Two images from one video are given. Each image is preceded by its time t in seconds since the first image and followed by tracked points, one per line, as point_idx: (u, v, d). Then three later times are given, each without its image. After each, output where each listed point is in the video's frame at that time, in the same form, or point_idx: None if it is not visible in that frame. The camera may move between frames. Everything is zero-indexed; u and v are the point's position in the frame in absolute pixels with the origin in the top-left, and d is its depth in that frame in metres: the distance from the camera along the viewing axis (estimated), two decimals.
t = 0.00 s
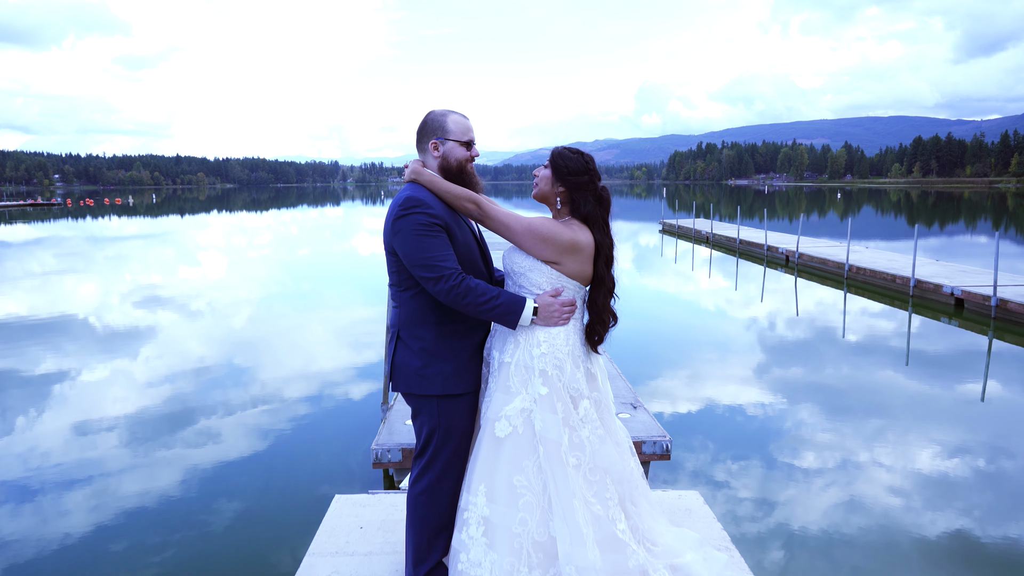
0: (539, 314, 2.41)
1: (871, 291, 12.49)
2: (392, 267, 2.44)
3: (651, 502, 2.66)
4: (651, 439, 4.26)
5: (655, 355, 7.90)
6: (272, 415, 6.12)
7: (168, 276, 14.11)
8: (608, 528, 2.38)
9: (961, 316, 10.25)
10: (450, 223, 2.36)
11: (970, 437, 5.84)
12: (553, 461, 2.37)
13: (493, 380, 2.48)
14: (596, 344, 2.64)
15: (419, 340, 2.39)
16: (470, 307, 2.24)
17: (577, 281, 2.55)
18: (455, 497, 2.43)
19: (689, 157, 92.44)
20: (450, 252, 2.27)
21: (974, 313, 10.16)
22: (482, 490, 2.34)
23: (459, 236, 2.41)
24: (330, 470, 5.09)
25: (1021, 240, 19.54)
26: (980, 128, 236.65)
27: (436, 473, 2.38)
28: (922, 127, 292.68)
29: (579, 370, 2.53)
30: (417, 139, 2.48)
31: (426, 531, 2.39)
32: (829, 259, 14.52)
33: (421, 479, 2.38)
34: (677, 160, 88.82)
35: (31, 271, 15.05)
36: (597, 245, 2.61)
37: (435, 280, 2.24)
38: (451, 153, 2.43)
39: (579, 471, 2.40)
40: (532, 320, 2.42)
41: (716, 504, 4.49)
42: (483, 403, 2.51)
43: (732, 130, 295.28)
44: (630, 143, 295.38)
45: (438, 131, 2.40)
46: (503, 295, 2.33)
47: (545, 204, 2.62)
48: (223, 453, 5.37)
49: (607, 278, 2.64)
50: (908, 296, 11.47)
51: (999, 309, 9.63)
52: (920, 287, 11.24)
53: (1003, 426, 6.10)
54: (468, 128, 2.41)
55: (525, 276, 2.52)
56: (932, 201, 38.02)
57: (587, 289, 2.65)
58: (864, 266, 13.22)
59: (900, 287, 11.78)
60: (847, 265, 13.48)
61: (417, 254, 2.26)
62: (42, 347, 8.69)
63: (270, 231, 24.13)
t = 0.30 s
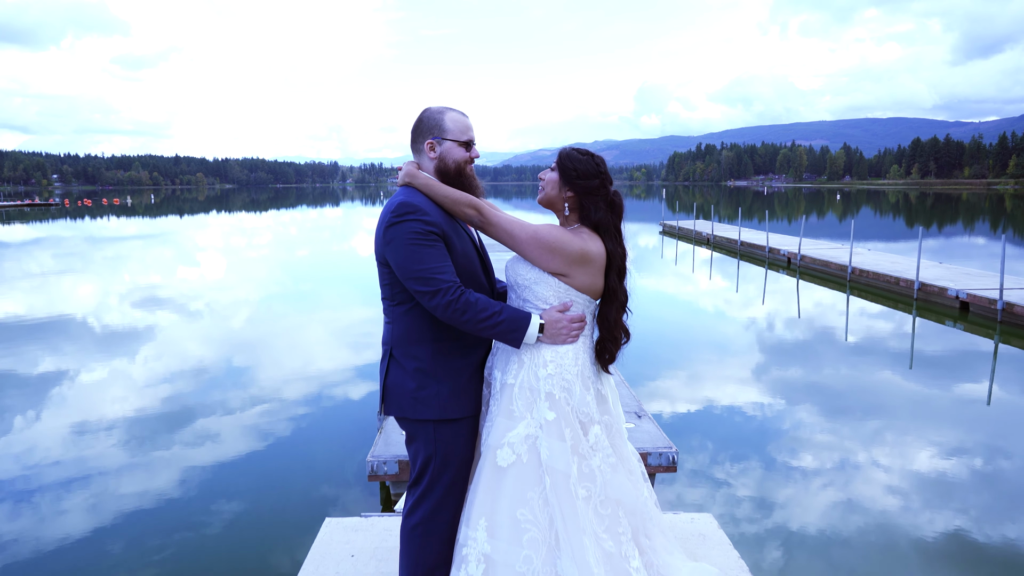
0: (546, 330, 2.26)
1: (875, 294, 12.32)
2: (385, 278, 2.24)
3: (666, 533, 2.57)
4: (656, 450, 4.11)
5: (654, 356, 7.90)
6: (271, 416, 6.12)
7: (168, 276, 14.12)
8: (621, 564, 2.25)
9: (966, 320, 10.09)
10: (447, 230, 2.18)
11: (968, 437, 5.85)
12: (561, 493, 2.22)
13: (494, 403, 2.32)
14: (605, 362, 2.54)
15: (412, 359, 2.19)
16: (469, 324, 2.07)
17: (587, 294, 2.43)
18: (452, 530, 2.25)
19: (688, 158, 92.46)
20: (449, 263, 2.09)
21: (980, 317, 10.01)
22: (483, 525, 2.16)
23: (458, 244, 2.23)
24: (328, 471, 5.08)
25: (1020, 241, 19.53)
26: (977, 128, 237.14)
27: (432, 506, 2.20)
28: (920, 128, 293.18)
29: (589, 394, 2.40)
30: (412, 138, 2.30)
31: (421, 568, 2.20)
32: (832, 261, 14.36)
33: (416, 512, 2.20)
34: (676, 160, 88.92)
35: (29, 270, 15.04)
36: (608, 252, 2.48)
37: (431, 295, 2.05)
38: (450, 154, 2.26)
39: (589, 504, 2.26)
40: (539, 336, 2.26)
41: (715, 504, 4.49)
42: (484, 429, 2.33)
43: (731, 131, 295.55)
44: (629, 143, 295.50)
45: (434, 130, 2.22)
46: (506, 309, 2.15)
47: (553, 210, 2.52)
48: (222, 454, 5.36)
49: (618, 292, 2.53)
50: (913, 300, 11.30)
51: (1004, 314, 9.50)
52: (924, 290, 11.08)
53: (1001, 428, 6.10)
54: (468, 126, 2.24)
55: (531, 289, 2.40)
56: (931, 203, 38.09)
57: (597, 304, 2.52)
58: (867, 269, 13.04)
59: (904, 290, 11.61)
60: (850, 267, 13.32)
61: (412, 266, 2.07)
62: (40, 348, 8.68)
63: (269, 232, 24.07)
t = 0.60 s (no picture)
0: (549, 352, 2.12)
1: (878, 297, 12.23)
2: (372, 293, 2.08)
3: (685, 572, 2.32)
4: (661, 462, 4.01)
5: (654, 356, 7.89)
6: (270, 416, 6.12)
7: (168, 277, 14.13)
8: None
9: (972, 322, 9.99)
10: (440, 242, 2.03)
11: (967, 438, 5.85)
12: (566, 532, 2.07)
13: (493, 431, 2.17)
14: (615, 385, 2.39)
15: (403, 385, 2.03)
16: (465, 345, 1.92)
17: (595, 311, 2.26)
18: (447, 569, 2.08)
19: (688, 159, 92.43)
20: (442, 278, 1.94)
21: (986, 320, 9.92)
22: (481, 564, 2.02)
23: (452, 257, 2.07)
24: (327, 471, 5.08)
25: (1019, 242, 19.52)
26: (978, 129, 237.11)
27: (425, 542, 2.03)
28: (920, 129, 293.16)
29: (597, 422, 2.24)
30: (403, 140, 2.16)
31: None
32: (834, 262, 14.24)
33: (408, 549, 2.03)
34: (676, 161, 88.90)
35: (29, 271, 15.06)
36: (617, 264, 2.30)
37: (423, 312, 1.90)
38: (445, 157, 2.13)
39: (597, 543, 2.11)
40: (542, 358, 2.12)
41: (715, 504, 4.48)
42: (483, 459, 2.17)
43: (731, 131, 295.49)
44: (629, 143, 295.49)
45: (428, 130, 2.08)
46: (506, 329, 2.01)
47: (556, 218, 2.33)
48: (221, 454, 5.36)
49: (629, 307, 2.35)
50: (918, 302, 11.21)
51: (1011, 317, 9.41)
52: (929, 293, 11.00)
53: (1000, 428, 6.10)
54: (464, 128, 2.10)
55: (534, 306, 2.22)
56: (931, 203, 38.12)
57: (605, 320, 2.35)
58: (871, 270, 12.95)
59: (909, 292, 11.51)
60: (853, 268, 13.20)
61: (402, 281, 1.91)
62: (39, 348, 8.67)
63: (269, 232, 24.10)
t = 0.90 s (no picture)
0: (552, 372, 2.06)
1: (883, 298, 12.16)
2: (355, 306, 2.01)
3: None
4: (664, 473, 3.74)
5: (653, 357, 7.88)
6: (270, 416, 6.12)
7: (168, 277, 14.12)
8: None
9: (978, 326, 9.94)
10: (429, 250, 1.97)
11: (967, 438, 5.84)
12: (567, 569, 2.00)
13: (491, 459, 2.10)
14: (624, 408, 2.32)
15: (389, 409, 1.98)
16: (457, 363, 1.85)
17: (601, 325, 2.18)
18: None
19: (688, 159, 92.41)
20: (432, 290, 1.87)
21: (992, 322, 9.87)
22: None
23: (441, 266, 2.01)
24: (327, 471, 5.08)
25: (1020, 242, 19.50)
26: (979, 129, 236.95)
27: None
28: (921, 129, 292.97)
29: (605, 449, 2.17)
30: (391, 139, 2.12)
31: None
32: (837, 264, 14.20)
33: None
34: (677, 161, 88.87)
35: (29, 271, 15.02)
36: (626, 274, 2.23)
37: (410, 328, 1.83)
38: (435, 156, 2.08)
39: None
40: (545, 380, 2.06)
41: (714, 504, 4.49)
42: (479, 487, 2.11)
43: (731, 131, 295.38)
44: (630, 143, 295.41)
45: (418, 125, 2.04)
46: (502, 348, 1.94)
47: (561, 221, 2.30)
48: (221, 455, 5.35)
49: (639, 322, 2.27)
50: (922, 304, 11.17)
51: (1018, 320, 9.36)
52: (935, 295, 10.96)
53: (999, 428, 6.10)
54: (456, 123, 2.08)
55: (535, 320, 2.16)
56: (931, 203, 38.11)
57: (613, 336, 2.28)
58: (874, 272, 12.91)
59: (913, 294, 11.46)
60: (857, 270, 13.14)
61: (388, 293, 1.84)
62: (40, 348, 8.67)
63: (269, 233, 24.08)
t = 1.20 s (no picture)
0: (557, 391, 1.99)
1: (887, 298, 12.09)
2: (341, 316, 1.94)
3: None
4: (671, 481, 3.56)
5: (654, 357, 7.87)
6: (270, 416, 6.11)
7: (168, 277, 14.11)
8: None
9: (986, 326, 9.88)
10: (419, 253, 1.89)
11: (968, 438, 5.83)
12: None
13: (492, 486, 2.03)
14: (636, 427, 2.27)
15: (375, 432, 1.93)
16: (451, 379, 1.77)
17: (612, 336, 2.11)
18: None
19: (689, 159, 92.33)
20: (423, 299, 1.79)
21: (999, 323, 9.82)
22: None
23: (432, 271, 1.93)
24: (327, 471, 5.08)
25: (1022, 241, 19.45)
26: (979, 128, 236.92)
27: None
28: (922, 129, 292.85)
29: (616, 476, 2.09)
30: (380, 130, 2.04)
31: None
32: (841, 264, 14.14)
33: None
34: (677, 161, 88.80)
35: (29, 272, 15.00)
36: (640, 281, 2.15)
37: (402, 341, 1.74)
38: (428, 150, 2.00)
39: None
40: (550, 398, 1.99)
41: (715, 503, 4.48)
42: (479, 515, 2.04)
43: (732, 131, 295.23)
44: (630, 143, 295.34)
45: (410, 117, 1.96)
46: (503, 364, 1.86)
47: (567, 221, 2.23)
48: (221, 455, 5.35)
49: (654, 334, 2.21)
50: (928, 305, 11.14)
51: None
52: (941, 295, 10.93)
53: (1001, 428, 6.09)
54: (450, 114, 2.01)
55: (539, 333, 2.10)
56: (932, 203, 38.07)
57: (624, 348, 2.21)
58: (878, 272, 12.84)
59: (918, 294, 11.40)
60: (861, 270, 13.09)
61: (375, 303, 1.76)
62: (39, 348, 8.66)
63: (270, 232, 24.05)
